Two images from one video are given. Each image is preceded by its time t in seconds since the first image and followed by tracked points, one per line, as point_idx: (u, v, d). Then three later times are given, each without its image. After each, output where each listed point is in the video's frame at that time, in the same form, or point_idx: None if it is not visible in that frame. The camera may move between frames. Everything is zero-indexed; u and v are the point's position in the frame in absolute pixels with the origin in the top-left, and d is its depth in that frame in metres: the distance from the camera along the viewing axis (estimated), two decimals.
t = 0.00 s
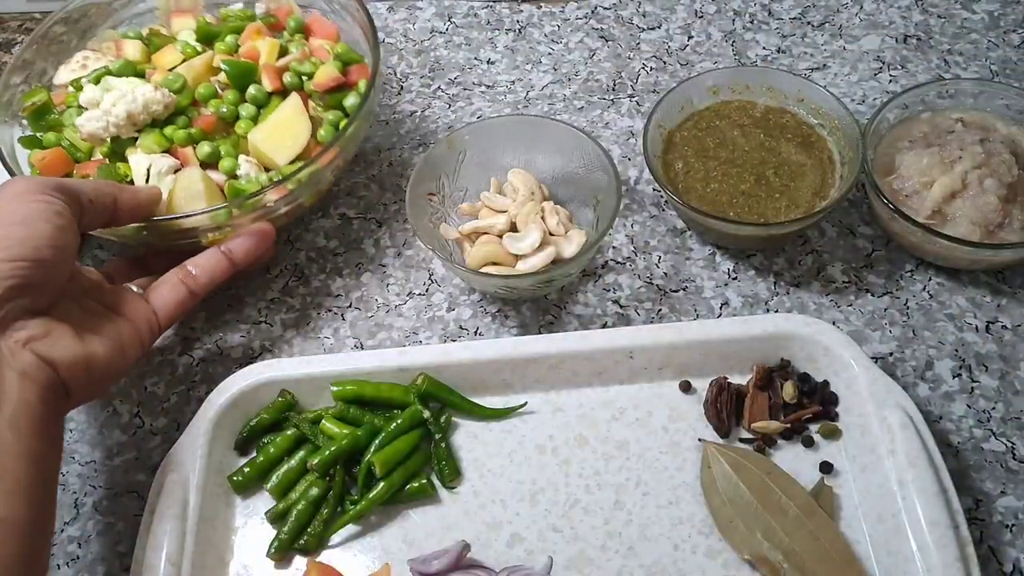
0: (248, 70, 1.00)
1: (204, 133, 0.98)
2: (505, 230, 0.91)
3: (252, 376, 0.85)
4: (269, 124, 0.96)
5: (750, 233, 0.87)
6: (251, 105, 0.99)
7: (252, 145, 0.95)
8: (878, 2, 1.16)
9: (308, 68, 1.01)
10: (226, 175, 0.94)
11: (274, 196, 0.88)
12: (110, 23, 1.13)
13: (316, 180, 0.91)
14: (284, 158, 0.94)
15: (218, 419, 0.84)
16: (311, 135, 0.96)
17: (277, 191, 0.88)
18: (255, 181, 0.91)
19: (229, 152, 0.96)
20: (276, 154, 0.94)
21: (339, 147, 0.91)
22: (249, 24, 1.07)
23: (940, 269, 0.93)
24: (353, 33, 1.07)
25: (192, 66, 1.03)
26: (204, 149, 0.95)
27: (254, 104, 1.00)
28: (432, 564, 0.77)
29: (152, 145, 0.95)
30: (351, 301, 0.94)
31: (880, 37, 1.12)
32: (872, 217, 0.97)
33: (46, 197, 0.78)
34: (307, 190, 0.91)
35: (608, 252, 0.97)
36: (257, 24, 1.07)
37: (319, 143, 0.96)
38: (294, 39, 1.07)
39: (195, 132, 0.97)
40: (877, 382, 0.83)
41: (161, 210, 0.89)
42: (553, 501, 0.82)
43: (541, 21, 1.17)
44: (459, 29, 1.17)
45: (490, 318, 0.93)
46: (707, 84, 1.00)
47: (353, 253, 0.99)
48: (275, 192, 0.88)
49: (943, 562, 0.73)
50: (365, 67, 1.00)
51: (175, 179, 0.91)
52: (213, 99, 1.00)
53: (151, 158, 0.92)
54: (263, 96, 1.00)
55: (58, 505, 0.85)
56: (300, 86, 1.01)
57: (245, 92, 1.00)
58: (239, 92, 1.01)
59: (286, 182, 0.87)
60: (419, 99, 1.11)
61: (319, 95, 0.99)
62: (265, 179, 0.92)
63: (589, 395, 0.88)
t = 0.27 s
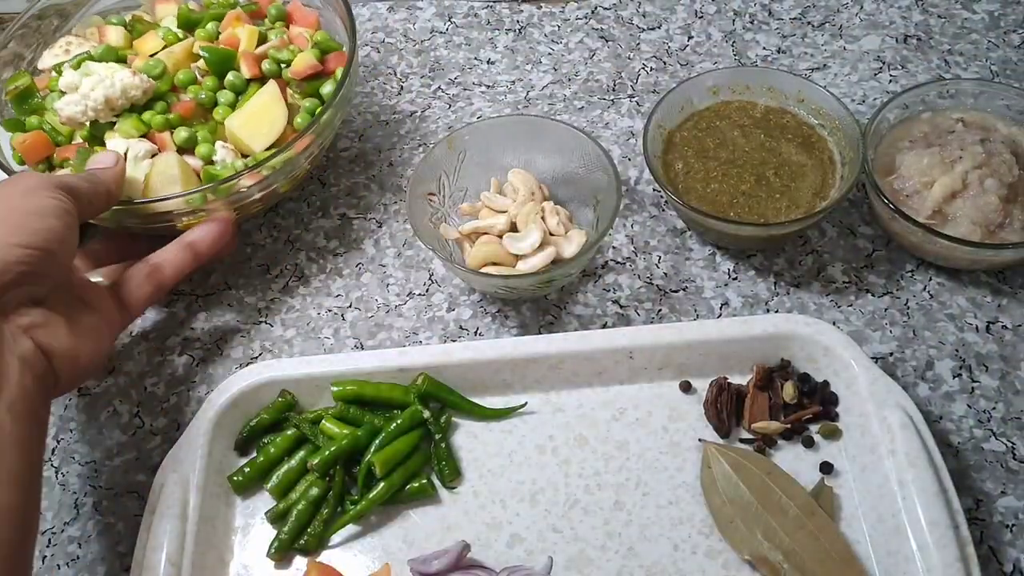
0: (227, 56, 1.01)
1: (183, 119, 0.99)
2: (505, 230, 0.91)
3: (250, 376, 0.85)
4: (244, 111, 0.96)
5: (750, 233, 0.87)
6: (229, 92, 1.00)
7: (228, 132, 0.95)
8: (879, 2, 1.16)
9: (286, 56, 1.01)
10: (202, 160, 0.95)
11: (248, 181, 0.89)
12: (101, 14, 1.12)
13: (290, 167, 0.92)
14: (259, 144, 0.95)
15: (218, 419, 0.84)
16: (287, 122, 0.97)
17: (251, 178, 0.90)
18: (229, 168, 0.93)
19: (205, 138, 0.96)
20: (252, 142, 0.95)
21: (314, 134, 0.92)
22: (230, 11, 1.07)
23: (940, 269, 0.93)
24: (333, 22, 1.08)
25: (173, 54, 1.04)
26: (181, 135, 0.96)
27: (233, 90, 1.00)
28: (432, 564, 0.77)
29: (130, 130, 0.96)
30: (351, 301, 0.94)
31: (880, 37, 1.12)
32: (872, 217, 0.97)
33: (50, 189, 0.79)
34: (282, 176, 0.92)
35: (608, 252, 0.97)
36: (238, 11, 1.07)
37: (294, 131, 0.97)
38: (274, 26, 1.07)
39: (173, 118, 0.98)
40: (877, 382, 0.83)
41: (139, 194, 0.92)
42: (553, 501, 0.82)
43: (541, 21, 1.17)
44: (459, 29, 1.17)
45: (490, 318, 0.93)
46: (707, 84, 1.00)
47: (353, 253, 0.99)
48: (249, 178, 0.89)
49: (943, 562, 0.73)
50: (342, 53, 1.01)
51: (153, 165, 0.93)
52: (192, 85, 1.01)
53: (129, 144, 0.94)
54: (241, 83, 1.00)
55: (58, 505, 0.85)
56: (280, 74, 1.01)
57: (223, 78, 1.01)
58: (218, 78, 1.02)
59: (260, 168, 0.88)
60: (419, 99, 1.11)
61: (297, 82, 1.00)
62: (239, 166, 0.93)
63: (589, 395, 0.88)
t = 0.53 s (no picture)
0: (227, 57, 1.01)
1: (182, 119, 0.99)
2: (505, 230, 0.91)
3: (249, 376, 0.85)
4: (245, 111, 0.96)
5: (750, 233, 0.87)
6: (229, 92, 1.00)
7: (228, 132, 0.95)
8: (879, 3, 1.16)
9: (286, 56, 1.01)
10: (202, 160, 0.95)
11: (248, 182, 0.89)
12: (102, 14, 1.13)
13: (290, 167, 0.92)
14: (259, 145, 0.95)
15: (218, 419, 0.84)
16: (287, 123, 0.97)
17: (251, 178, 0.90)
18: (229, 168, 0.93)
19: (205, 139, 0.97)
20: (253, 142, 0.95)
21: (314, 134, 0.92)
22: (230, 11, 1.07)
23: (940, 269, 0.93)
24: (333, 23, 1.08)
25: (172, 54, 1.04)
26: (180, 135, 0.96)
27: (232, 90, 1.00)
28: (432, 564, 0.77)
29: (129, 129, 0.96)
30: (352, 301, 0.94)
31: (880, 37, 1.12)
32: (872, 217, 0.97)
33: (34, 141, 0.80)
34: (282, 176, 0.93)
35: (609, 252, 0.97)
36: (238, 11, 1.07)
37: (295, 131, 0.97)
38: (274, 26, 1.07)
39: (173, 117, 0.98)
40: (877, 382, 0.83)
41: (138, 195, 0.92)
42: (553, 501, 0.82)
43: (541, 21, 1.17)
44: (459, 29, 1.17)
45: (490, 318, 0.93)
46: (707, 84, 1.00)
47: (353, 253, 0.99)
48: (249, 178, 0.89)
49: (944, 562, 0.73)
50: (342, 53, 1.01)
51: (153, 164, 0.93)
52: (192, 85, 1.02)
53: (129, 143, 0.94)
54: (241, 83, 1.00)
55: (59, 505, 0.85)
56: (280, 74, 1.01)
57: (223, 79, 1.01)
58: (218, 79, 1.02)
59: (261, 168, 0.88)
60: (419, 99, 1.11)
61: (297, 82, 1.00)
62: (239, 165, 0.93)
63: (589, 395, 0.88)
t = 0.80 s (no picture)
0: (227, 57, 1.01)
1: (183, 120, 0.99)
2: (505, 230, 0.91)
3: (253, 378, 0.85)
4: (244, 111, 0.96)
5: (749, 233, 0.87)
6: (229, 92, 1.00)
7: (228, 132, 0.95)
8: (879, 2, 1.16)
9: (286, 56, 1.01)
10: (202, 160, 0.95)
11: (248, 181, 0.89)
12: (102, 14, 1.13)
13: (289, 167, 0.92)
14: (259, 145, 0.95)
15: (218, 419, 0.84)
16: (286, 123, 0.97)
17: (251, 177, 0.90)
18: (229, 168, 0.93)
19: (205, 139, 0.97)
20: (253, 142, 0.95)
21: (314, 134, 0.92)
22: (230, 11, 1.07)
23: (940, 269, 0.93)
24: (333, 23, 1.08)
25: (173, 54, 1.04)
26: (181, 135, 0.96)
27: (232, 90, 1.00)
28: (432, 564, 0.77)
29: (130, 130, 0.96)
30: (352, 301, 0.94)
31: (880, 37, 1.12)
32: (872, 217, 0.97)
33: None
34: (282, 176, 0.93)
35: (609, 252, 0.97)
36: (238, 11, 1.07)
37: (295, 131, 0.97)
38: (274, 27, 1.07)
39: (173, 117, 0.98)
40: (877, 383, 0.83)
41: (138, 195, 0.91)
42: (553, 501, 0.82)
43: (541, 21, 1.17)
44: (459, 29, 1.17)
45: (490, 318, 0.93)
46: (707, 84, 1.00)
47: (353, 253, 0.99)
48: (249, 178, 0.89)
49: (943, 562, 0.73)
50: (342, 53, 1.01)
51: (154, 164, 0.93)
52: (192, 85, 1.02)
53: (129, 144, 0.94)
54: (241, 83, 1.00)
55: (59, 505, 0.85)
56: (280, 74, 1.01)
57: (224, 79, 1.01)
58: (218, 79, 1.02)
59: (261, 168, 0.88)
60: (419, 99, 1.11)
61: (297, 83, 1.00)
62: (238, 165, 0.93)
63: (589, 395, 0.88)
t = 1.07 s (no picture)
0: (227, 57, 1.01)
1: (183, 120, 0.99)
2: (505, 229, 0.91)
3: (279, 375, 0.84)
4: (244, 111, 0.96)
5: (750, 233, 0.87)
6: (229, 92, 1.00)
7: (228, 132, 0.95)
8: (879, 2, 1.16)
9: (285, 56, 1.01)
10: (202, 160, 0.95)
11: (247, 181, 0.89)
12: (102, 14, 1.13)
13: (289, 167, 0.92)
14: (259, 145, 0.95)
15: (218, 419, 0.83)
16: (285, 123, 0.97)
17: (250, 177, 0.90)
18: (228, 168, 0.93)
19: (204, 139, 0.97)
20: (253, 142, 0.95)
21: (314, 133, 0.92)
22: (230, 11, 1.07)
23: (940, 270, 0.93)
24: (333, 23, 1.08)
25: (173, 54, 1.04)
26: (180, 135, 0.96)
27: (232, 90, 1.00)
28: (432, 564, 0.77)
29: (130, 130, 0.96)
30: (352, 301, 0.94)
31: (880, 37, 1.12)
32: (872, 217, 0.97)
33: None
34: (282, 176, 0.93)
35: (609, 251, 0.97)
36: (238, 11, 1.07)
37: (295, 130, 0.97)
38: (274, 27, 1.07)
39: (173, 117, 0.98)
40: (877, 383, 0.83)
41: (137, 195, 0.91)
42: (553, 501, 0.82)
43: (541, 21, 1.17)
44: (459, 29, 1.17)
45: (490, 317, 0.93)
46: (707, 84, 1.00)
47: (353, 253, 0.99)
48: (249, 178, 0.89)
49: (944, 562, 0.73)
50: (342, 53, 1.01)
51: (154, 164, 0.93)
52: (191, 85, 1.02)
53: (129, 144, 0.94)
54: (241, 83, 1.00)
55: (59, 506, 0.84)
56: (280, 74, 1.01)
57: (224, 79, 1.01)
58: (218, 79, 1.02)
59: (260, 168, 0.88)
60: (419, 99, 1.11)
61: (297, 83, 1.00)
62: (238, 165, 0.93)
63: (588, 395, 0.88)
